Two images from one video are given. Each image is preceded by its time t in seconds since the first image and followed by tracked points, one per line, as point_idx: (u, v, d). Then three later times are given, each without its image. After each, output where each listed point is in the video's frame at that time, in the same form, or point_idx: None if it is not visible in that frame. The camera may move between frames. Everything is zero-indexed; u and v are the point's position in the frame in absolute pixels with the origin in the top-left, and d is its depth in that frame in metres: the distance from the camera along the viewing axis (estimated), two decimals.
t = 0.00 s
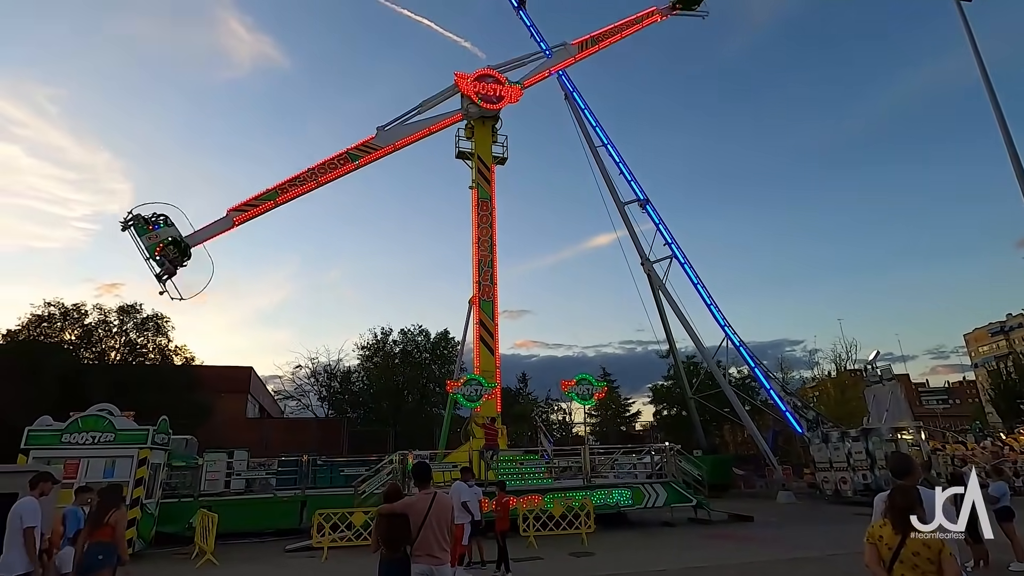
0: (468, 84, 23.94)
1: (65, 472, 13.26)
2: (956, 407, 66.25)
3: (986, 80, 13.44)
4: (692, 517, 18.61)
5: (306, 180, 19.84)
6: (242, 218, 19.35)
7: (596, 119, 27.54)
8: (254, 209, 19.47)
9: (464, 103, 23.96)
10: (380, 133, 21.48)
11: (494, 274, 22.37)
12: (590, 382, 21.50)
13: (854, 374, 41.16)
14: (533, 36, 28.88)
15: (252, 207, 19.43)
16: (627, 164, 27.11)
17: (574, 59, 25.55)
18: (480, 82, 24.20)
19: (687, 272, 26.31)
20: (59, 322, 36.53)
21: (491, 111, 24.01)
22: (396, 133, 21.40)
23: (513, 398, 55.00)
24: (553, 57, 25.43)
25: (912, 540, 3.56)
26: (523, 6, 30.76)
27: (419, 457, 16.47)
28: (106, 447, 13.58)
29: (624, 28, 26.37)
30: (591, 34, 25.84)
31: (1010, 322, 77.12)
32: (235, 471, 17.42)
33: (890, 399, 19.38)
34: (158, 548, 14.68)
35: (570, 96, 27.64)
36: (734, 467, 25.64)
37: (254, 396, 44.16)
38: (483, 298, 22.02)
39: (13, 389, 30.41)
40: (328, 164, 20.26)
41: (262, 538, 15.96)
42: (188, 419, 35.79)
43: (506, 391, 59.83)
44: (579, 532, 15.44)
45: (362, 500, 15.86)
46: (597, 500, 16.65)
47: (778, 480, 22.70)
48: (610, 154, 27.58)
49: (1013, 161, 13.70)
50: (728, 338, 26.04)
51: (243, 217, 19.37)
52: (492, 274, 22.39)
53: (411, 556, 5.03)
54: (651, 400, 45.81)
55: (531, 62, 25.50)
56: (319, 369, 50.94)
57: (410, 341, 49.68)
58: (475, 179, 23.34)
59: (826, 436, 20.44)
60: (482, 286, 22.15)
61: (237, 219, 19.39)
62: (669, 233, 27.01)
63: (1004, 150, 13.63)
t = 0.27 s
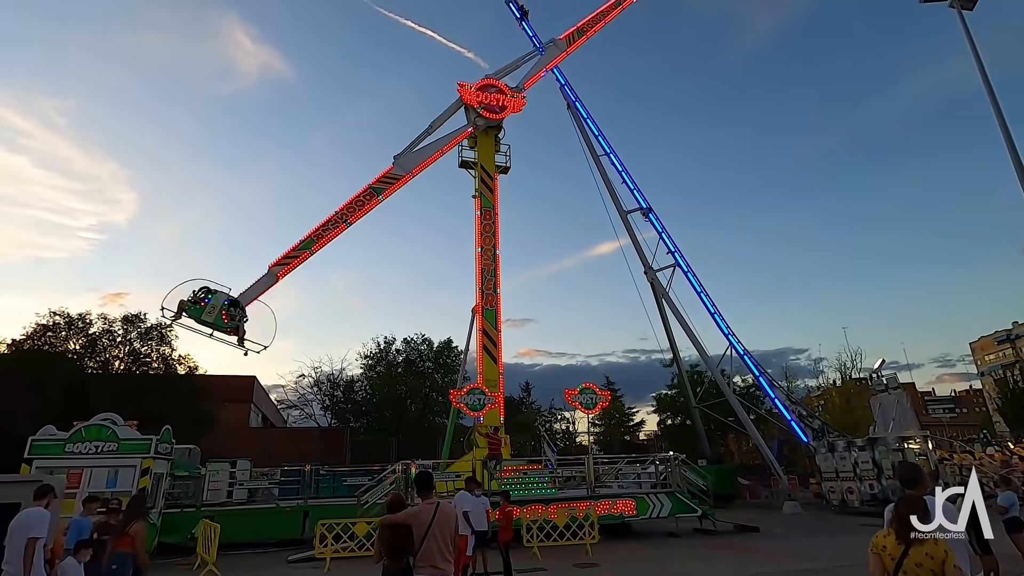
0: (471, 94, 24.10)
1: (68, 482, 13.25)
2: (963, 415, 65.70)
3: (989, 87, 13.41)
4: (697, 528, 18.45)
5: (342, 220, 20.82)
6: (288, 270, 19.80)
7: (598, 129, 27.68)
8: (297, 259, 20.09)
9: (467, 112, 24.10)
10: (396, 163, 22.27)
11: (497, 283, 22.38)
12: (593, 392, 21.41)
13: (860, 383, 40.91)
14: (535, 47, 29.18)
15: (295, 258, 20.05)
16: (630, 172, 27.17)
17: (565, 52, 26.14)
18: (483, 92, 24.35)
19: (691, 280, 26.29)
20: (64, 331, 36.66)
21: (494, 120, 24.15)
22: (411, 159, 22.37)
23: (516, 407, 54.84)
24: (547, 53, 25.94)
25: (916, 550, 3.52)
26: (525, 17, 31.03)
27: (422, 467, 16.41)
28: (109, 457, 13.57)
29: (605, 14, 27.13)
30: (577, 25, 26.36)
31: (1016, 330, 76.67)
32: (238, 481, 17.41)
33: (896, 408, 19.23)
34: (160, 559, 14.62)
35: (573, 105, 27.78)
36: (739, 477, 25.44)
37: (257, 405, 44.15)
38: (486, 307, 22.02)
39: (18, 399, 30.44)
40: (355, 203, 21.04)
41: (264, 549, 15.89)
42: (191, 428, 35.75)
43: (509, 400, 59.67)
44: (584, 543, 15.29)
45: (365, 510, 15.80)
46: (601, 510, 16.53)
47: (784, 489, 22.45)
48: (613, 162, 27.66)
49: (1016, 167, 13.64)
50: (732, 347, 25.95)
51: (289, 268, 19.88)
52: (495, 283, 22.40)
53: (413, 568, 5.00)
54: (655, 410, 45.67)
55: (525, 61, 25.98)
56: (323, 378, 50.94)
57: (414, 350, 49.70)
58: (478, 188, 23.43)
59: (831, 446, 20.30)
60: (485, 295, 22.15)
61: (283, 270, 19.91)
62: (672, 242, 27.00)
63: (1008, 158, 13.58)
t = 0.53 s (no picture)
0: (474, 107, 24.27)
1: (71, 496, 13.23)
2: (974, 426, 64.81)
3: (993, 95, 13.37)
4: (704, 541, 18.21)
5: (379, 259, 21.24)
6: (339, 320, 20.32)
7: (601, 140, 27.81)
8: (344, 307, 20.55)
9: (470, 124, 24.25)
10: (418, 193, 22.53)
11: (501, 295, 22.36)
12: (598, 403, 21.29)
13: (868, 393, 40.53)
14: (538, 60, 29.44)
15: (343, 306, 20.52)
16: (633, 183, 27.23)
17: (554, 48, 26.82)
18: (486, 104, 24.52)
19: (695, 290, 26.22)
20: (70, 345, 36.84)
21: (497, 132, 24.29)
22: (432, 186, 22.68)
23: (521, 419, 54.58)
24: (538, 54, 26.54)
25: (917, 563, 3.48)
26: (528, 31, 31.38)
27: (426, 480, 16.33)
28: (113, 471, 13.53)
29: (583, 7, 27.91)
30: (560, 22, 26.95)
31: None
32: (242, 495, 17.35)
33: (905, 418, 19.01)
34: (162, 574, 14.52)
35: (576, 117, 27.93)
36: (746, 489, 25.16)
37: (261, 418, 44.12)
38: (490, 318, 21.99)
39: (24, 412, 30.52)
40: (387, 241, 21.28)
41: (268, 564, 15.79)
42: (195, 442, 35.69)
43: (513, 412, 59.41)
44: (590, 557, 15.10)
45: (369, 524, 15.71)
46: (607, 523, 16.34)
47: (792, 502, 22.18)
48: (616, 173, 27.72)
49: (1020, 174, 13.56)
50: (738, 357, 25.79)
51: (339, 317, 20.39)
52: (499, 294, 22.39)
53: None
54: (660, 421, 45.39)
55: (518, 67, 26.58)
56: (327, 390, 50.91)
57: (418, 362, 49.66)
58: (482, 200, 23.52)
59: (840, 458, 20.08)
60: (489, 306, 22.13)
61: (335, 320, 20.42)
62: (676, 252, 26.97)
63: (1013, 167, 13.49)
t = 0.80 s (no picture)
0: (479, 117, 24.41)
1: (76, 507, 13.25)
2: (985, 436, 63.94)
3: (997, 102, 13.33)
4: (712, 553, 17.98)
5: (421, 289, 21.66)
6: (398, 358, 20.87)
7: (605, 150, 27.92)
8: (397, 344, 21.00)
9: (474, 135, 24.39)
10: (441, 217, 22.63)
11: (506, 304, 22.35)
12: (603, 413, 21.17)
13: (877, 403, 40.16)
14: (543, 71, 29.66)
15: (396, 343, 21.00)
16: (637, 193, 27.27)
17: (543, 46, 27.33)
18: (491, 115, 24.66)
19: (701, 299, 26.15)
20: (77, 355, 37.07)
21: (500, 142, 24.42)
22: (454, 208, 22.80)
23: (526, 430, 54.34)
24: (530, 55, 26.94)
25: None
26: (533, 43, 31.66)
27: (430, 491, 16.26)
28: (117, 482, 13.54)
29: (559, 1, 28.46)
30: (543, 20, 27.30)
31: None
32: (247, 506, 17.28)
33: (913, 428, 18.81)
34: None
35: (579, 127, 28.04)
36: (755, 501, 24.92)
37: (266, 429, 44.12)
38: (495, 328, 21.99)
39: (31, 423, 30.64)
40: (422, 272, 21.42)
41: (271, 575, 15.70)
42: (200, 452, 35.72)
43: (519, 423, 59.21)
44: (596, 569, 14.93)
45: (374, 535, 15.66)
46: (614, 535, 16.20)
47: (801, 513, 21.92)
48: (620, 183, 27.76)
49: None
50: (744, 367, 25.64)
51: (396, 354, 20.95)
52: (503, 304, 22.38)
53: None
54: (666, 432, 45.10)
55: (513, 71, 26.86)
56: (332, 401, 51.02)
57: (423, 372, 49.62)
58: (487, 210, 23.59)
59: (849, 468, 19.88)
60: (493, 316, 22.13)
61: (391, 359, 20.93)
62: (681, 261, 26.93)
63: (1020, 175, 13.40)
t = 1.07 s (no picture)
0: (484, 127, 24.57)
1: (83, 517, 13.28)
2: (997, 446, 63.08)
3: (1004, 111, 13.28)
4: (721, 565, 17.76)
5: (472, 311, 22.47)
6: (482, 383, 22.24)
7: (610, 159, 28.00)
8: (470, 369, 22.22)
9: (480, 145, 24.51)
10: (469, 236, 22.92)
11: (511, 314, 22.37)
12: (609, 423, 21.08)
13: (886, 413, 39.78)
14: (548, 82, 29.83)
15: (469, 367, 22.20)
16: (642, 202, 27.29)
17: (528, 46, 27.89)
18: (496, 125, 24.79)
19: (707, 308, 26.07)
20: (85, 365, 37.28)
21: (506, 151, 24.54)
22: (479, 224, 22.99)
23: (532, 439, 54.05)
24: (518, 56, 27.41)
25: None
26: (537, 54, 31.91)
27: (436, 501, 16.23)
28: (124, 491, 13.57)
29: None
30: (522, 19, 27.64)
31: None
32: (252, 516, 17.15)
33: (923, 438, 18.55)
34: None
35: (584, 137, 28.14)
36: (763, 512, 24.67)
37: (272, 438, 44.13)
38: (501, 337, 21.99)
39: (39, 432, 30.76)
40: (461, 302, 22.03)
41: None
42: (206, 461, 35.75)
43: (524, 432, 59.01)
44: None
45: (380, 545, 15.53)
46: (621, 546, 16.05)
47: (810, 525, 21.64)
48: (625, 192, 27.79)
49: None
50: (751, 376, 25.48)
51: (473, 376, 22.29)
52: (509, 313, 22.39)
53: None
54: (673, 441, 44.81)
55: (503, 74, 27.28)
56: (338, 410, 51.12)
57: (428, 382, 49.57)
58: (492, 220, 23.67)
59: (859, 479, 19.69)
60: (499, 325, 22.13)
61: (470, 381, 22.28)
62: (686, 270, 26.89)
63: None
